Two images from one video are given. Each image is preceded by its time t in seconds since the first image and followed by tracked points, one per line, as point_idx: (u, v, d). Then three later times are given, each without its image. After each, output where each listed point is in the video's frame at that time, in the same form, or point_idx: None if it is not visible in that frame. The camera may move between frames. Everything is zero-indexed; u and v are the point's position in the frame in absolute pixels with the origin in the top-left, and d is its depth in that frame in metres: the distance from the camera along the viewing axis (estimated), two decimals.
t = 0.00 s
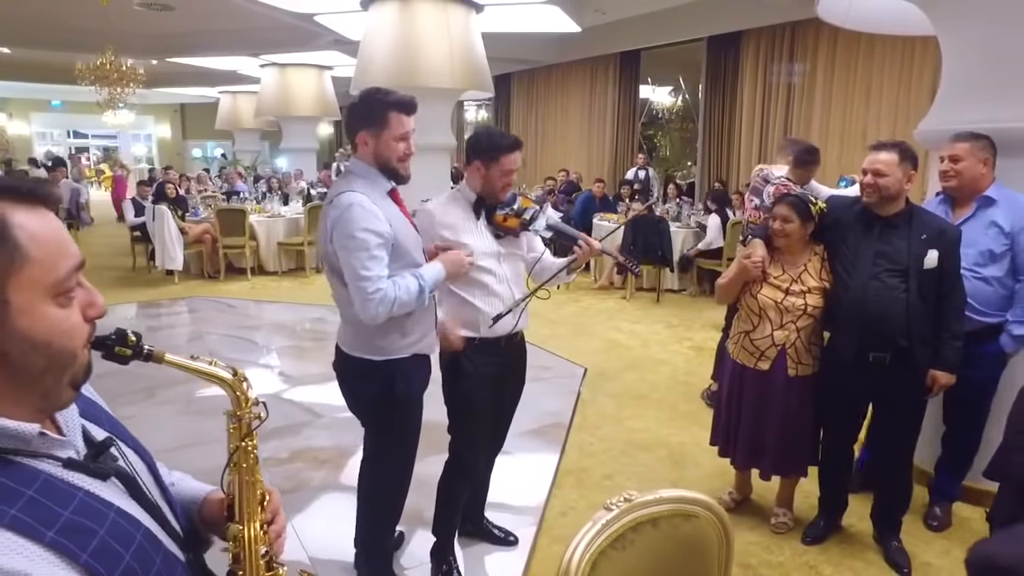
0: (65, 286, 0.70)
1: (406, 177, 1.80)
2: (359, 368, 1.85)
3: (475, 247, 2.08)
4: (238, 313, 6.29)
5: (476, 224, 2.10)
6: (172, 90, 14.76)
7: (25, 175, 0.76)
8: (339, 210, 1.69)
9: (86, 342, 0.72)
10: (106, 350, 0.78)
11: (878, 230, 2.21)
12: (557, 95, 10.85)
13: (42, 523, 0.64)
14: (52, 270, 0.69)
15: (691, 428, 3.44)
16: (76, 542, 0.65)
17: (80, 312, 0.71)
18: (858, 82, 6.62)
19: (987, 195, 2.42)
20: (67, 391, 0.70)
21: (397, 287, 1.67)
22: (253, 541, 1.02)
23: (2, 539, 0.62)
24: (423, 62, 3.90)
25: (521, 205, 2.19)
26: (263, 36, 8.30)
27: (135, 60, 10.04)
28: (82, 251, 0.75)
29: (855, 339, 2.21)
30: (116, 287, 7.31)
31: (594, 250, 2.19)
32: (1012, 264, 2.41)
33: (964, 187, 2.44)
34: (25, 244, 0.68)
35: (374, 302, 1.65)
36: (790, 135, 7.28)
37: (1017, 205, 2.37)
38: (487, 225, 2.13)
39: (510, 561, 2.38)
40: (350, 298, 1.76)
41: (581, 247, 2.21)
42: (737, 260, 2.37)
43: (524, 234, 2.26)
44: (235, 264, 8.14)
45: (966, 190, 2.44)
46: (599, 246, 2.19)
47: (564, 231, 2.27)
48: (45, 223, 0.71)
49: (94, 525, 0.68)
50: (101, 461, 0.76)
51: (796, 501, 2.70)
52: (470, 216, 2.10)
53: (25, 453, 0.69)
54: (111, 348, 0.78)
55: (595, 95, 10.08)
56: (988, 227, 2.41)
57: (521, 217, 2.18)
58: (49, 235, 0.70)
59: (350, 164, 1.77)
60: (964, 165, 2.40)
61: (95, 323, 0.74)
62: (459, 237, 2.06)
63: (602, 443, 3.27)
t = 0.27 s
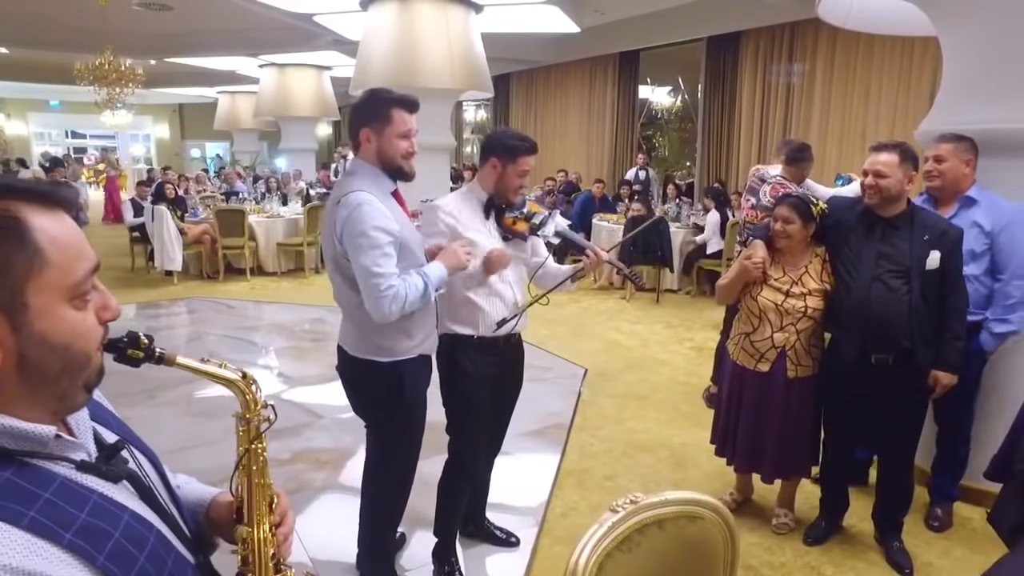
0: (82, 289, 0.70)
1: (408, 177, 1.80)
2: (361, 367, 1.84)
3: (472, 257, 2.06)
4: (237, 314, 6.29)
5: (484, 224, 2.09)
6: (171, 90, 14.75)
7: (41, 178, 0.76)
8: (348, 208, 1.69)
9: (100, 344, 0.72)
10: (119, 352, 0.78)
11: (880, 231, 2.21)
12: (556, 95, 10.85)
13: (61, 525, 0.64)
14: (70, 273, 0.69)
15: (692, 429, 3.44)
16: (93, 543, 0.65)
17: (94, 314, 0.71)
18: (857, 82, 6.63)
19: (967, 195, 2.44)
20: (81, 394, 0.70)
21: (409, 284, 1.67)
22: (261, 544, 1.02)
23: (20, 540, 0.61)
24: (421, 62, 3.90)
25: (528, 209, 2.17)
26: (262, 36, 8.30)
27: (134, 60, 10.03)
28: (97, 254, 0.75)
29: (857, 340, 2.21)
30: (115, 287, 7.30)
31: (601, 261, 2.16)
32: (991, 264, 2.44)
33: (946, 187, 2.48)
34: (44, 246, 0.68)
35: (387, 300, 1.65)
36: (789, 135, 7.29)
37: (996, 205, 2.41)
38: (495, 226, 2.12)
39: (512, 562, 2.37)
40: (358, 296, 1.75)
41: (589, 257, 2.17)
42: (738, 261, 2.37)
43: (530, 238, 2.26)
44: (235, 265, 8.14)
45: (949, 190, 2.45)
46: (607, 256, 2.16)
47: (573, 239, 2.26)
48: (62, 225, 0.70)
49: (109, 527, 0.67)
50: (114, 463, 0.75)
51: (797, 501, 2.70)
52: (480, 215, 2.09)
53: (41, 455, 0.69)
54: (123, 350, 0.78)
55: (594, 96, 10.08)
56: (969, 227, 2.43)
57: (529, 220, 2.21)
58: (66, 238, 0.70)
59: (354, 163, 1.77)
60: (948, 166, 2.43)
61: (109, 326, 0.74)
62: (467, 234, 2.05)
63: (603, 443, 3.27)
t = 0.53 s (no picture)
0: (81, 297, 0.69)
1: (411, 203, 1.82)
2: (354, 373, 1.83)
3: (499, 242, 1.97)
4: (233, 315, 6.27)
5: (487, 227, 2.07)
6: (165, 91, 14.71)
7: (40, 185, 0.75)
8: (346, 215, 1.68)
9: (100, 352, 0.71)
10: (119, 360, 0.77)
11: (876, 233, 2.21)
12: (552, 95, 10.86)
13: (62, 536, 0.63)
14: (69, 282, 0.68)
15: (688, 429, 3.45)
16: (93, 553, 0.65)
17: (94, 323, 0.71)
18: (853, 82, 6.64)
19: (928, 196, 2.56)
20: (81, 402, 0.69)
21: (389, 304, 1.66)
22: (262, 550, 1.02)
23: (21, 550, 0.61)
24: (413, 62, 4.10)
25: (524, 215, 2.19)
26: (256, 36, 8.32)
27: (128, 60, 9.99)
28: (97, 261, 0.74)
29: (853, 342, 2.21)
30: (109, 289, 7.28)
31: (600, 266, 2.16)
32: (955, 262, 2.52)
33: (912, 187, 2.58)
34: (44, 255, 0.67)
35: (363, 315, 1.64)
36: (784, 135, 7.31)
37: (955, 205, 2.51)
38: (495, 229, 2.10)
39: (509, 564, 2.37)
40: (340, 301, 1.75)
41: (588, 262, 2.17)
42: (734, 262, 2.37)
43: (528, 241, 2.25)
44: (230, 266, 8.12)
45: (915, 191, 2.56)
46: (606, 262, 2.16)
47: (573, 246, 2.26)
48: (62, 233, 0.70)
49: (111, 537, 0.67)
50: (113, 472, 0.75)
51: (794, 503, 2.71)
52: (483, 219, 2.06)
53: (42, 465, 0.68)
54: (123, 358, 0.77)
55: (590, 96, 10.09)
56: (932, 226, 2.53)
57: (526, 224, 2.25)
58: (66, 245, 0.69)
59: (367, 170, 1.77)
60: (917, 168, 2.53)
61: (108, 333, 0.73)
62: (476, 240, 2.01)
63: (600, 445, 3.27)
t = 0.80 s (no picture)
0: (91, 304, 0.69)
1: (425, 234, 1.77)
2: (332, 373, 1.82)
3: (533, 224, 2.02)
4: (232, 316, 6.26)
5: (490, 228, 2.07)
6: (164, 91, 14.69)
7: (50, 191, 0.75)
8: (363, 242, 1.59)
9: (109, 358, 0.71)
10: (128, 366, 0.77)
11: (876, 235, 2.21)
12: (550, 95, 10.86)
13: (74, 544, 0.63)
14: (78, 288, 0.68)
15: (689, 430, 3.45)
16: (105, 561, 0.64)
17: (104, 329, 0.71)
18: (851, 82, 6.65)
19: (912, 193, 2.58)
20: (91, 409, 0.69)
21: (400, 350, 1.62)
22: (271, 556, 1.02)
23: (32, 558, 0.60)
24: (411, 61, 4.11)
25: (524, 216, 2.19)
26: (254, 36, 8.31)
27: (126, 61, 9.97)
28: (105, 267, 0.74)
29: (854, 344, 2.21)
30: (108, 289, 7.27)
31: (603, 267, 2.15)
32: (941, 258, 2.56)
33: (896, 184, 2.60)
34: (54, 261, 0.67)
35: (373, 354, 1.59)
36: (783, 136, 7.32)
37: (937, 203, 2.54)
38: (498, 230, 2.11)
39: (511, 567, 2.37)
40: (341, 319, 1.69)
41: (590, 263, 2.16)
42: (736, 263, 2.36)
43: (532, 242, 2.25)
44: (229, 267, 8.10)
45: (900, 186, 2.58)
46: (609, 264, 2.15)
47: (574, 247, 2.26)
48: (72, 239, 0.70)
49: (122, 545, 0.67)
50: (123, 479, 0.75)
51: (796, 504, 2.71)
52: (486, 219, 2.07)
53: (53, 473, 0.68)
54: (132, 364, 0.76)
55: (588, 97, 10.10)
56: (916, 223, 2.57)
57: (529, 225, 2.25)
58: (76, 251, 0.69)
59: (393, 196, 1.69)
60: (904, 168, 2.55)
61: (117, 339, 0.73)
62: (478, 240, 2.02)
63: (601, 446, 3.28)
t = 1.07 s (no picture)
0: (96, 307, 0.68)
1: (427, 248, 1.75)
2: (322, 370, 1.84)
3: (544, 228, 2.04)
4: (235, 316, 6.26)
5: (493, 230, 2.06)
6: (167, 91, 14.70)
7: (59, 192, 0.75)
8: (360, 257, 1.58)
9: (113, 363, 0.70)
10: (133, 371, 0.75)
11: (881, 237, 2.20)
12: (553, 95, 10.85)
13: (74, 552, 0.62)
14: (85, 291, 0.67)
15: (693, 432, 3.44)
16: (105, 569, 0.64)
17: (108, 333, 0.70)
18: (856, 82, 6.62)
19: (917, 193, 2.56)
20: (94, 414, 0.68)
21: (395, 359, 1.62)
22: (274, 563, 1.01)
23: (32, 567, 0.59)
24: (412, 59, 4.10)
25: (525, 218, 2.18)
26: (256, 36, 8.32)
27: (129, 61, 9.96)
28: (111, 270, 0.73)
29: (860, 346, 2.19)
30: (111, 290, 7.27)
31: (608, 270, 2.11)
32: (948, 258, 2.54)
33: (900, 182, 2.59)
34: (58, 263, 0.66)
35: (369, 364, 1.60)
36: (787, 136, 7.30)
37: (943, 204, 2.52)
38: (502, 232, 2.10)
39: (515, 569, 2.35)
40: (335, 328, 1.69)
41: (595, 265, 2.13)
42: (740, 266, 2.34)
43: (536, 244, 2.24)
44: (232, 267, 8.10)
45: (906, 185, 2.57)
46: (614, 267, 2.12)
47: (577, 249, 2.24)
48: (80, 241, 0.69)
49: (123, 552, 0.66)
50: (125, 486, 0.74)
51: (802, 506, 2.70)
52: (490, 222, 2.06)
53: (54, 479, 0.67)
54: (137, 370, 0.75)
55: (592, 97, 10.08)
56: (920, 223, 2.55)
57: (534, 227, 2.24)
58: (82, 254, 0.68)
59: (392, 211, 1.67)
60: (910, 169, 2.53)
61: (123, 343, 0.72)
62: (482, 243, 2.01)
63: (605, 448, 3.26)
